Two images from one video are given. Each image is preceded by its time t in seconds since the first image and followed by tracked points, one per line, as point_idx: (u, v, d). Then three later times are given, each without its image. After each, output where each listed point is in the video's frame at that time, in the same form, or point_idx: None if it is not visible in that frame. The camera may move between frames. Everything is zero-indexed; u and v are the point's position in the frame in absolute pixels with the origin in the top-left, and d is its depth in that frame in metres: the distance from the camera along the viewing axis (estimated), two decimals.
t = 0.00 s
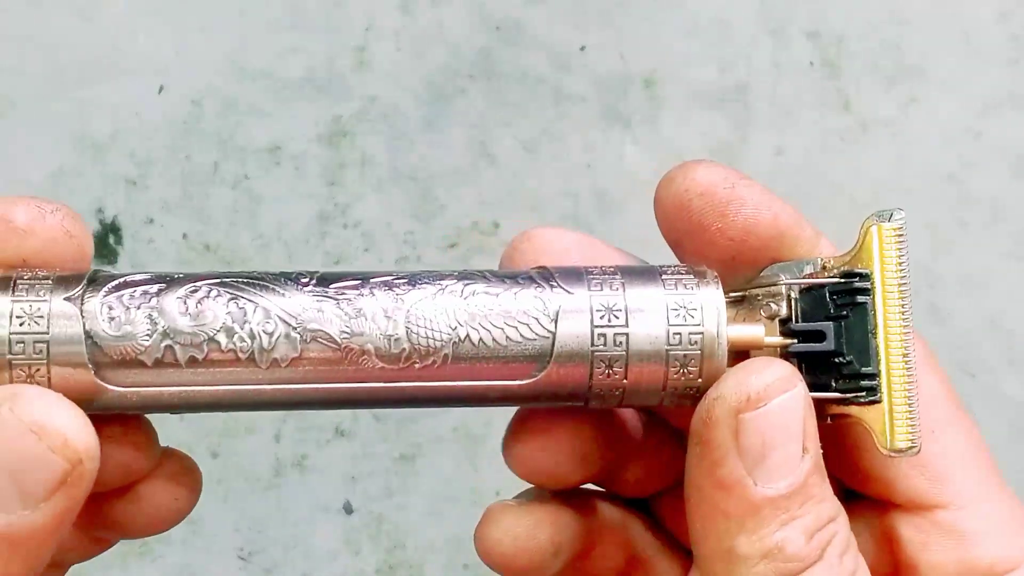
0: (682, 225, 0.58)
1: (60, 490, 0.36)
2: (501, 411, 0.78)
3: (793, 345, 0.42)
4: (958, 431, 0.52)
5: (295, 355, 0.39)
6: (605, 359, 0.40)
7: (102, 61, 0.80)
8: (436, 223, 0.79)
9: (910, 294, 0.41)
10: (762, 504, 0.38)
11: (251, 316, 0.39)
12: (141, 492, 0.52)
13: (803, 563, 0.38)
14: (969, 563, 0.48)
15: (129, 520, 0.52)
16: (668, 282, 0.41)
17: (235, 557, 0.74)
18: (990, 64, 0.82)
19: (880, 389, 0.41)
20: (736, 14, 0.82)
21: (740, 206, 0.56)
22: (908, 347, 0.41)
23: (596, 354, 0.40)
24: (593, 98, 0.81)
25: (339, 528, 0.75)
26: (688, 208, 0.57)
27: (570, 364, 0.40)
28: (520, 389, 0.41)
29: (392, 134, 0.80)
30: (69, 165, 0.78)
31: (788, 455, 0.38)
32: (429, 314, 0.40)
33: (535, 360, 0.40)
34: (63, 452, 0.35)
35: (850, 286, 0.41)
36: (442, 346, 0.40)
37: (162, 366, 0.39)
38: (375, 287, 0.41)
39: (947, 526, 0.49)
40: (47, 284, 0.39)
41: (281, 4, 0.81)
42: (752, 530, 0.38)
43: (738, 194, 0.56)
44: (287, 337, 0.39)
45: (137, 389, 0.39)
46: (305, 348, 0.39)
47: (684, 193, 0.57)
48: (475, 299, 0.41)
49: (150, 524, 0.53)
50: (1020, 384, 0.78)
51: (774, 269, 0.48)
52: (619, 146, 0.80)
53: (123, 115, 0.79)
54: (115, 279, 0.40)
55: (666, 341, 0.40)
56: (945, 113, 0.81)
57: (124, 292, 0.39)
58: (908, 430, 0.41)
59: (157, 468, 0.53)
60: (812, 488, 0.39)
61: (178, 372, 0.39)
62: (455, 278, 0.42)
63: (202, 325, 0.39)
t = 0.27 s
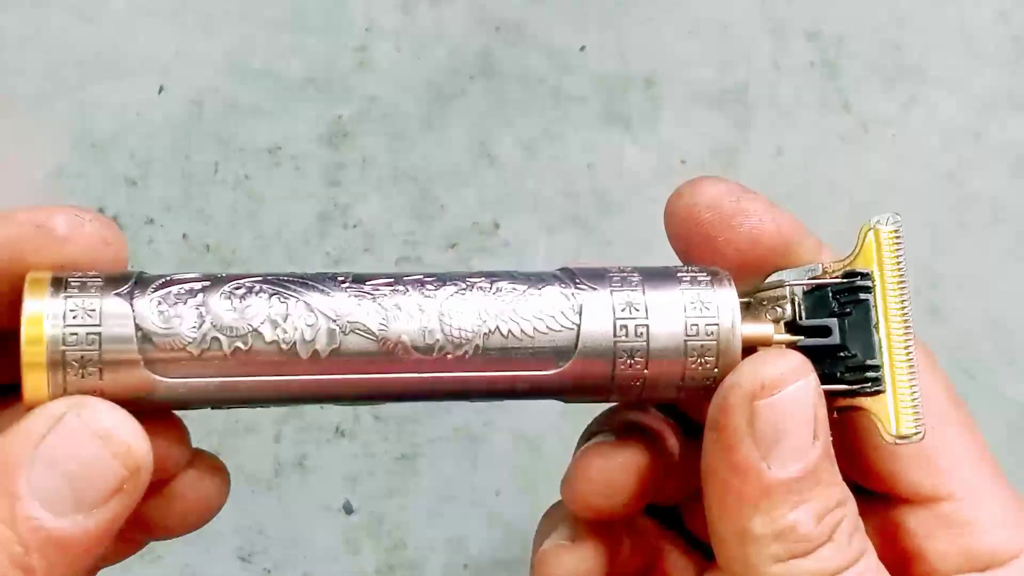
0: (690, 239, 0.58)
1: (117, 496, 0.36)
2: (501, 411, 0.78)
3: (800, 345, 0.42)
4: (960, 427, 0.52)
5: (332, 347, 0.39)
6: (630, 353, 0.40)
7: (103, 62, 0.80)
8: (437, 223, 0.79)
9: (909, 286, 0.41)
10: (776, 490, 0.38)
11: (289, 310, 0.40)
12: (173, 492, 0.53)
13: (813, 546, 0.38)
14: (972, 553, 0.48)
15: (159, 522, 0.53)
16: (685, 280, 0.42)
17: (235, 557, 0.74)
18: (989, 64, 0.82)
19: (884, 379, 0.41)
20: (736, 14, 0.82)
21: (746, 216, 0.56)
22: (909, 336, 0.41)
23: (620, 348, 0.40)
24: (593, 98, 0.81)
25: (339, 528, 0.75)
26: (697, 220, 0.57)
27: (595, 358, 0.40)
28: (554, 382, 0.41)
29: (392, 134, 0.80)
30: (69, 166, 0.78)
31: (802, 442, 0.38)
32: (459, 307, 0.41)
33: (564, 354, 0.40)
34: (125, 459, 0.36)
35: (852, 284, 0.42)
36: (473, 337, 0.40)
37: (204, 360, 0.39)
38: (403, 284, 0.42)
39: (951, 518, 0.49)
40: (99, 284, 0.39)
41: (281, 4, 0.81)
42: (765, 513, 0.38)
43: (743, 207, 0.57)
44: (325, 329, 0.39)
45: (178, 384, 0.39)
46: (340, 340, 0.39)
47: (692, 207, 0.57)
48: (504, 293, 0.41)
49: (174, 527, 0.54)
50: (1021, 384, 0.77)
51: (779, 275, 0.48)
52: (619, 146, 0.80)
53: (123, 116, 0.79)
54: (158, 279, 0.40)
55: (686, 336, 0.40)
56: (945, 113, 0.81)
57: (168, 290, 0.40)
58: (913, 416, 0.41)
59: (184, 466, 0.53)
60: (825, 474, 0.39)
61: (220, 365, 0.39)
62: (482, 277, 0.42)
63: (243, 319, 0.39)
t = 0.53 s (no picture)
0: (701, 238, 0.57)
1: (147, 491, 0.37)
2: (501, 412, 0.78)
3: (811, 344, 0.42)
4: (970, 423, 0.52)
5: (351, 342, 0.39)
6: (645, 351, 0.40)
7: (102, 61, 0.80)
8: (437, 223, 0.79)
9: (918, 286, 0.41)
10: (789, 486, 0.38)
11: (308, 305, 0.40)
12: (193, 482, 0.53)
13: (827, 540, 0.38)
14: (985, 550, 0.49)
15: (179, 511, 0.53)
16: (698, 280, 0.42)
17: (235, 557, 0.74)
18: (990, 64, 0.82)
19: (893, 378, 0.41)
20: (736, 14, 0.82)
21: (758, 216, 0.56)
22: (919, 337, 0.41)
23: (636, 346, 0.40)
24: (593, 98, 0.81)
25: (339, 529, 0.75)
26: (708, 220, 0.57)
27: (612, 356, 0.40)
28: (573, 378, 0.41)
29: (392, 133, 0.80)
30: (69, 165, 0.78)
31: (814, 439, 0.38)
32: (475, 303, 0.41)
33: (579, 350, 0.40)
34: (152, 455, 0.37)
35: (864, 285, 0.41)
36: (490, 333, 0.40)
37: (224, 353, 0.39)
38: (417, 281, 0.41)
39: (963, 515, 0.49)
40: (123, 276, 0.39)
41: (281, 4, 0.81)
42: (779, 510, 0.38)
43: (754, 207, 0.56)
44: (344, 324, 0.40)
45: (199, 376, 0.39)
46: (357, 335, 0.40)
47: (703, 207, 0.57)
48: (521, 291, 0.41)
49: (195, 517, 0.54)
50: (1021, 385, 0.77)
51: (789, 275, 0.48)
52: (619, 145, 0.80)
53: (123, 115, 0.79)
54: (180, 272, 0.40)
55: (701, 334, 0.40)
56: (945, 113, 0.81)
57: (191, 283, 0.40)
58: (923, 416, 0.40)
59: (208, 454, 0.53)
60: (837, 470, 0.39)
61: (241, 358, 0.39)
62: (496, 274, 0.42)
63: (263, 313, 0.39)
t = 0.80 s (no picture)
0: (700, 242, 0.57)
1: (152, 496, 0.37)
2: (501, 412, 0.78)
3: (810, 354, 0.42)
4: (971, 428, 0.52)
5: (352, 349, 0.39)
6: (644, 360, 0.40)
7: (103, 61, 0.80)
8: (437, 223, 0.79)
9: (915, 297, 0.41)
10: (788, 494, 0.38)
11: (309, 312, 0.40)
12: (197, 483, 0.53)
13: (828, 548, 0.38)
14: (988, 556, 0.48)
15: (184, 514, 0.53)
16: (698, 290, 0.42)
17: (235, 557, 0.74)
18: (990, 64, 0.82)
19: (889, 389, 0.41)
20: (736, 14, 0.82)
21: (757, 221, 0.56)
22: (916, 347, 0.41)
23: (635, 355, 0.40)
24: (593, 98, 0.81)
25: (339, 528, 0.75)
26: (707, 225, 0.57)
27: (611, 364, 0.40)
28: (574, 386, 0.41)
29: (392, 133, 0.80)
30: (69, 165, 0.78)
31: (813, 446, 0.38)
32: (475, 312, 0.41)
33: (578, 358, 0.40)
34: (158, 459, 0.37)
35: (861, 295, 0.41)
36: (490, 341, 0.40)
37: (226, 360, 0.39)
38: (418, 288, 0.41)
39: (964, 521, 0.49)
40: (127, 281, 0.39)
41: (281, 3, 0.81)
42: (781, 517, 0.38)
43: (753, 213, 0.56)
44: (344, 331, 0.39)
45: (201, 383, 0.39)
46: (358, 343, 0.40)
47: (702, 212, 0.57)
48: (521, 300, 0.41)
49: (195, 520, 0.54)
50: (1020, 385, 0.77)
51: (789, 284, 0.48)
52: (619, 145, 0.80)
53: (123, 115, 0.79)
54: (184, 278, 0.40)
55: (700, 344, 0.40)
56: (945, 113, 0.81)
57: (194, 289, 0.40)
58: (918, 427, 0.40)
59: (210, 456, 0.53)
60: (838, 478, 0.39)
61: (243, 365, 0.39)
62: (497, 283, 0.42)
63: (264, 319, 0.39)
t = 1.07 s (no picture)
0: (688, 246, 0.58)
1: (137, 499, 0.37)
2: (501, 412, 0.78)
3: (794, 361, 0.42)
4: (964, 429, 0.52)
5: (336, 355, 0.40)
6: (626, 366, 0.40)
7: (102, 61, 0.80)
8: (437, 223, 0.79)
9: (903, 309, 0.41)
10: (774, 500, 0.38)
11: (292, 318, 0.40)
12: (183, 485, 0.53)
13: (817, 555, 0.38)
14: (980, 558, 0.49)
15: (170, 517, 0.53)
16: (682, 296, 0.42)
17: (235, 557, 0.74)
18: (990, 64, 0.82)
19: (875, 398, 0.41)
20: (736, 14, 0.82)
21: (744, 224, 0.56)
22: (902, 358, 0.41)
23: (617, 361, 0.40)
24: (593, 98, 0.81)
25: (339, 528, 0.75)
26: (695, 228, 0.57)
27: (593, 371, 0.40)
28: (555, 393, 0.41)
29: (392, 134, 0.80)
30: (69, 165, 0.78)
31: (799, 451, 0.38)
32: (459, 320, 0.41)
33: (560, 364, 0.40)
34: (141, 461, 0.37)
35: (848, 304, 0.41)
36: (473, 348, 0.40)
37: (209, 366, 0.39)
38: (402, 295, 0.42)
39: (957, 524, 0.49)
40: (110, 286, 0.39)
41: (281, 3, 0.81)
42: (766, 525, 0.38)
43: (740, 216, 0.56)
44: (328, 338, 0.40)
45: (184, 388, 0.39)
46: (342, 349, 0.40)
47: (690, 215, 0.57)
48: (504, 307, 0.41)
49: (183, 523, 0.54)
50: (1020, 384, 0.77)
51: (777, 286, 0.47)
52: (619, 145, 0.80)
53: (123, 115, 0.79)
54: (169, 282, 0.40)
55: (681, 350, 0.41)
56: (945, 112, 0.81)
57: (178, 293, 0.40)
58: (903, 437, 0.41)
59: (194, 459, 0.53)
60: (824, 483, 0.39)
61: (226, 371, 0.39)
62: (482, 288, 0.42)
63: (248, 325, 0.39)
